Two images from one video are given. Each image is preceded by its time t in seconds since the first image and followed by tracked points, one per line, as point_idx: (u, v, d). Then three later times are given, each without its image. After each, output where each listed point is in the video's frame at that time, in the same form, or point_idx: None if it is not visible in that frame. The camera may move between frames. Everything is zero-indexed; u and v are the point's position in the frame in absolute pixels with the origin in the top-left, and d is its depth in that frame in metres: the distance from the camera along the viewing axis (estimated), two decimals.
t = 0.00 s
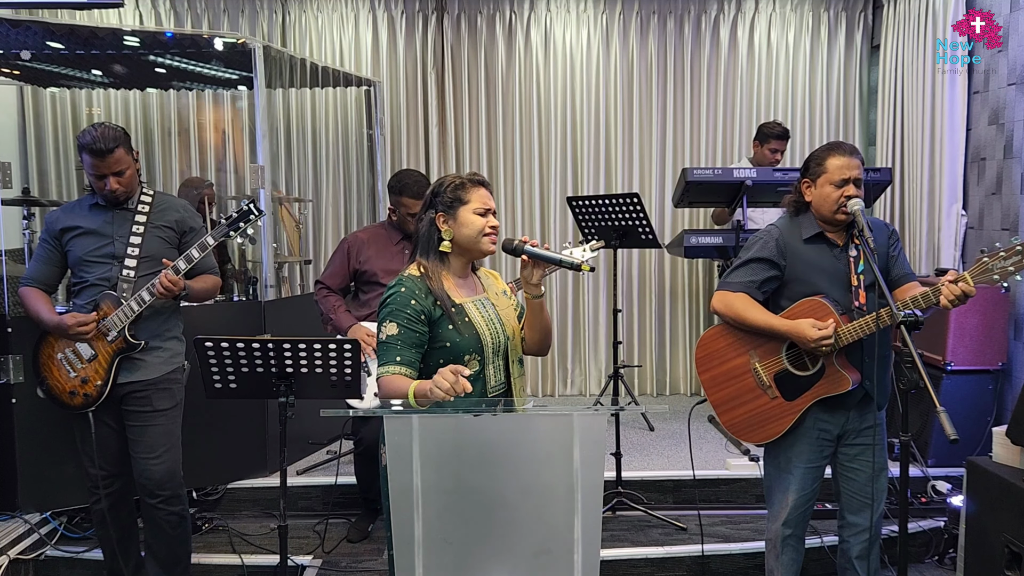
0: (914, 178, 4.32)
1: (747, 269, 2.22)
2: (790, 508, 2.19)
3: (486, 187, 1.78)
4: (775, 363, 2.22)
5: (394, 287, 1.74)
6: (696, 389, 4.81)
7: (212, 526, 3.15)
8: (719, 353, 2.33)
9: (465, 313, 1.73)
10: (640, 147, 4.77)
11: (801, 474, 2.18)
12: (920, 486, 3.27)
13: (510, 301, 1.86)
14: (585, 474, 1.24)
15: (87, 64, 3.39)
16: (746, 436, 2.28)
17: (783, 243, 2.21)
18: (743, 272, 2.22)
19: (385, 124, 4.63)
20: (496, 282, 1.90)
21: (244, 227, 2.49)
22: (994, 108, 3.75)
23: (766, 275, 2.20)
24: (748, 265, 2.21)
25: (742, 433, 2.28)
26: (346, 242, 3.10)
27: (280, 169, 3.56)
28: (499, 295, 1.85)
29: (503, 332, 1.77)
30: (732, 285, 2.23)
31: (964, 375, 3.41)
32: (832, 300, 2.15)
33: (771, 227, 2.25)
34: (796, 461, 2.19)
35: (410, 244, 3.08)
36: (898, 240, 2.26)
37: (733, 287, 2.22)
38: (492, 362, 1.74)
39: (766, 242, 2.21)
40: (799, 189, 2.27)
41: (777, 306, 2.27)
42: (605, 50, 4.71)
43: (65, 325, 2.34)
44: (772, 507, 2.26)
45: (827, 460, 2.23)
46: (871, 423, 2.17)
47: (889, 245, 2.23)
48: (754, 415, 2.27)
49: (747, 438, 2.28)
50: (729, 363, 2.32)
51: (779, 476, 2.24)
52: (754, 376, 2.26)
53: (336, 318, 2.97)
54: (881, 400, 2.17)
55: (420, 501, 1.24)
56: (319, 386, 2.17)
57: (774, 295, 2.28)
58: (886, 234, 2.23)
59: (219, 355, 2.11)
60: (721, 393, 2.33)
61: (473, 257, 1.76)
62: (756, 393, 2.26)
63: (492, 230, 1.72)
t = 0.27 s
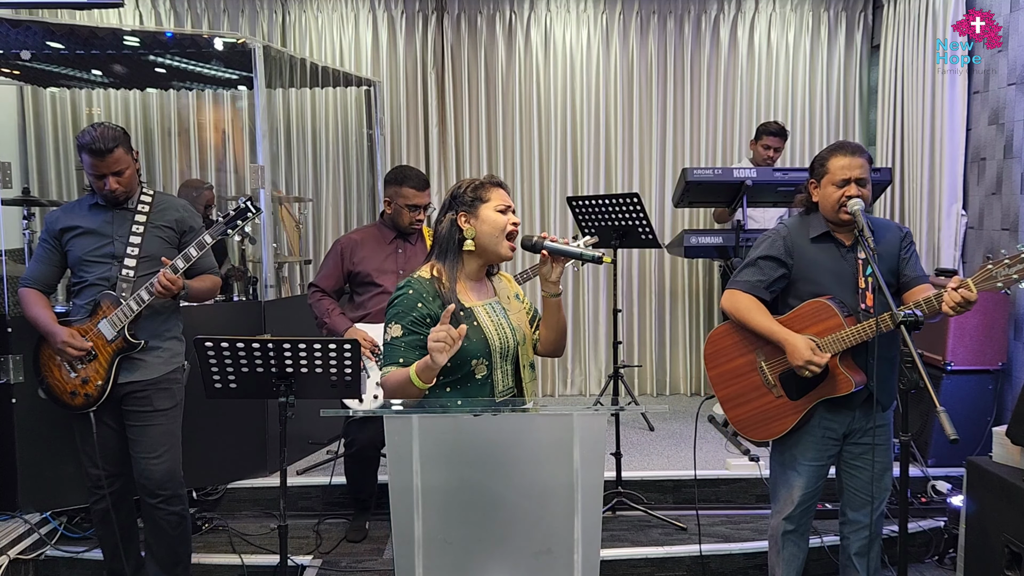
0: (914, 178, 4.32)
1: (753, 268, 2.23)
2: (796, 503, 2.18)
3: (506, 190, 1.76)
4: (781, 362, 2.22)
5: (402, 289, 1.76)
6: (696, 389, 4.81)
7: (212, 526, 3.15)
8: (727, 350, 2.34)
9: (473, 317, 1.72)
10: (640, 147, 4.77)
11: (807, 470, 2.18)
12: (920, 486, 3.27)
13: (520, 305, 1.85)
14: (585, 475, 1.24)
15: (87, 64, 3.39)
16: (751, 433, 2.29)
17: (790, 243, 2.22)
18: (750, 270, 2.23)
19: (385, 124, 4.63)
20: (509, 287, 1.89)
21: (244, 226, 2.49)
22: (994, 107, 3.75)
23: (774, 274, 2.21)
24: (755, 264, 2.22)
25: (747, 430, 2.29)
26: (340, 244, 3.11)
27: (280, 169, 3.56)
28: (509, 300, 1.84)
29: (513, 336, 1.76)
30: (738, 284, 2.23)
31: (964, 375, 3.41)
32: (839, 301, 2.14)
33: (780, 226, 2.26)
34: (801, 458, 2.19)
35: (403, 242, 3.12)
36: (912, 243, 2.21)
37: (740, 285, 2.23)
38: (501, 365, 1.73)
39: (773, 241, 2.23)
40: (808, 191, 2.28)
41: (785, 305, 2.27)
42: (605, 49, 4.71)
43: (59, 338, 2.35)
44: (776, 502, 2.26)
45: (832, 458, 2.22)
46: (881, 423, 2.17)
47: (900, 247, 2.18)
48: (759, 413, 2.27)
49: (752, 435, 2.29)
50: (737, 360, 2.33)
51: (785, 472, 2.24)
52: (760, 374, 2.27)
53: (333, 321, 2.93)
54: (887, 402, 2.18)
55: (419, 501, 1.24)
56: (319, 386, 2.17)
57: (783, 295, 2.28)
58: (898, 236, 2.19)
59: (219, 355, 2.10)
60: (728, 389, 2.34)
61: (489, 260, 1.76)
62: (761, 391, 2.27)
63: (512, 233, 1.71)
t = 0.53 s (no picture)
0: (914, 178, 4.32)
1: (761, 268, 2.23)
2: (796, 502, 2.19)
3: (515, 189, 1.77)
4: (789, 362, 2.21)
5: (412, 294, 1.75)
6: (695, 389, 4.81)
7: (212, 526, 3.15)
8: (738, 348, 2.35)
9: (484, 321, 1.72)
10: (640, 147, 4.77)
11: (806, 468, 2.18)
12: (920, 486, 3.27)
13: (530, 305, 1.87)
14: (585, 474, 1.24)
15: (87, 64, 3.39)
16: (761, 431, 2.29)
17: (797, 242, 2.22)
18: (757, 269, 2.24)
19: (385, 124, 4.63)
20: (520, 287, 1.90)
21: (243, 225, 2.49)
22: (994, 108, 3.75)
23: (780, 273, 2.23)
24: (762, 264, 2.23)
25: (757, 428, 2.30)
26: (325, 245, 3.10)
27: (280, 169, 3.56)
28: (519, 300, 1.85)
29: (526, 338, 1.76)
30: (746, 283, 2.23)
31: (965, 375, 3.41)
32: (848, 300, 2.13)
33: (787, 225, 2.26)
34: (801, 457, 2.19)
35: (390, 239, 3.14)
36: (922, 245, 2.20)
37: (748, 285, 2.23)
38: (514, 368, 1.73)
39: (780, 240, 2.23)
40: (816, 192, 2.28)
41: (792, 305, 2.28)
42: (605, 49, 4.71)
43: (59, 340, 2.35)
44: (777, 500, 2.27)
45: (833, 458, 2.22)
46: (885, 423, 2.17)
47: (910, 249, 2.18)
48: (768, 412, 2.27)
49: (762, 433, 2.29)
50: (747, 358, 2.33)
51: (785, 470, 2.25)
52: (769, 373, 2.27)
53: (321, 324, 2.92)
54: (886, 405, 2.16)
55: (419, 501, 1.24)
56: (319, 386, 2.17)
57: (789, 293, 2.29)
58: (908, 238, 2.18)
59: (219, 355, 2.10)
60: (739, 388, 2.35)
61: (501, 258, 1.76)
62: (771, 390, 2.27)
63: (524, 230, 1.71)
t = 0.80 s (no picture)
0: (914, 178, 4.32)
1: (764, 266, 2.24)
2: (797, 502, 2.19)
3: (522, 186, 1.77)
4: (788, 360, 2.22)
5: (414, 296, 1.76)
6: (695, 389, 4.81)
7: (213, 526, 3.15)
8: (737, 346, 2.36)
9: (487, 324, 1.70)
10: (640, 147, 4.77)
11: (807, 468, 2.18)
12: (920, 486, 3.27)
13: (545, 307, 1.83)
14: (585, 474, 1.24)
15: (87, 63, 3.39)
16: (759, 430, 2.29)
17: (801, 241, 2.21)
18: (761, 268, 2.24)
19: (385, 124, 4.63)
20: (535, 288, 1.86)
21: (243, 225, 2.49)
22: (994, 107, 3.75)
23: (785, 272, 2.23)
24: (765, 262, 2.24)
25: (754, 427, 2.30)
26: (309, 246, 3.10)
27: (279, 169, 3.56)
28: (532, 302, 1.82)
29: (535, 342, 1.72)
30: (749, 281, 2.25)
31: (965, 375, 3.41)
32: (847, 300, 2.14)
33: (793, 224, 2.26)
34: (802, 456, 2.20)
35: (375, 238, 3.15)
36: (926, 248, 2.20)
37: (751, 283, 2.24)
38: (520, 372, 1.70)
39: (784, 239, 2.23)
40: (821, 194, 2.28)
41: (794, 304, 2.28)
42: (605, 49, 4.71)
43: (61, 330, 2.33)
44: (778, 500, 2.27)
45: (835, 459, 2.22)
46: (888, 424, 2.16)
47: (913, 251, 2.18)
48: (766, 410, 2.27)
49: (760, 432, 2.29)
50: (746, 356, 2.34)
51: (786, 470, 2.25)
52: (768, 371, 2.27)
53: (310, 325, 2.92)
54: (888, 407, 2.13)
55: (419, 502, 1.24)
56: (320, 386, 2.17)
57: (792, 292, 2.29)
58: (912, 239, 2.18)
59: (220, 355, 2.10)
60: (738, 386, 2.36)
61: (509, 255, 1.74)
62: (769, 388, 2.27)
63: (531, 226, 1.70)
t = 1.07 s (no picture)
0: (914, 178, 4.32)
1: (765, 263, 2.24)
2: (795, 502, 2.19)
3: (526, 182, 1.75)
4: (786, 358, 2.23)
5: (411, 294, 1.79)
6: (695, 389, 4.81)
7: (212, 526, 3.15)
8: (738, 343, 2.37)
9: (480, 321, 1.69)
10: (640, 147, 4.77)
11: (807, 468, 2.18)
12: (920, 486, 3.27)
13: (549, 305, 1.78)
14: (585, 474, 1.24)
15: (87, 64, 3.39)
16: (756, 428, 2.30)
17: (802, 239, 2.22)
18: (762, 265, 2.24)
19: (385, 124, 4.63)
20: (543, 287, 1.82)
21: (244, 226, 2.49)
22: (994, 107, 3.75)
23: (785, 269, 2.23)
24: (766, 259, 2.24)
25: (751, 425, 2.30)
26: (300, 248, 3.12)
27: (280, 169, 3.56)
28: (536, 301, 1.78)
29: (530, 342, 1.69)
30: (750, 279, 2.24)
31: (965, 375, 3.41)
32: (845, 300, 2.14)
33: (795, 222, 2.26)
34: (801, 456, 2.20)
35: (364, 238, 3.16)
36: (927, 250, 2.20)
37: (752, 280, 2.24)
38: (513, 373, 1.67)
39: (785, 238, 2.24)
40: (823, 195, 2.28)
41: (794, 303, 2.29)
42: (605, 49, 4.71)
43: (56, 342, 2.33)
44: (777, 500, 2.27)
45: (835, 459, 2.22)
46: (888, 424, 2.16)
47: (913, 255, 2.17)
48: (764, 408, 2.28)
49: (757, 430, 2.30)
50: (745, 354, 2.35)
51: (785, 469, 2.25)
52: (766, 370, 2.28)
53: (302, 326, 2.91)
54: (887, 408, 2.13)
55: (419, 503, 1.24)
56: (319, 386, 2.17)
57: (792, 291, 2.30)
58: (913, 241, 2.18)
59: (219, 355, 2.10)
60: (736, 384, 2.37)
61: (506, 251, 1.72)
62: (766, 386, 2.28)
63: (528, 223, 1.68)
